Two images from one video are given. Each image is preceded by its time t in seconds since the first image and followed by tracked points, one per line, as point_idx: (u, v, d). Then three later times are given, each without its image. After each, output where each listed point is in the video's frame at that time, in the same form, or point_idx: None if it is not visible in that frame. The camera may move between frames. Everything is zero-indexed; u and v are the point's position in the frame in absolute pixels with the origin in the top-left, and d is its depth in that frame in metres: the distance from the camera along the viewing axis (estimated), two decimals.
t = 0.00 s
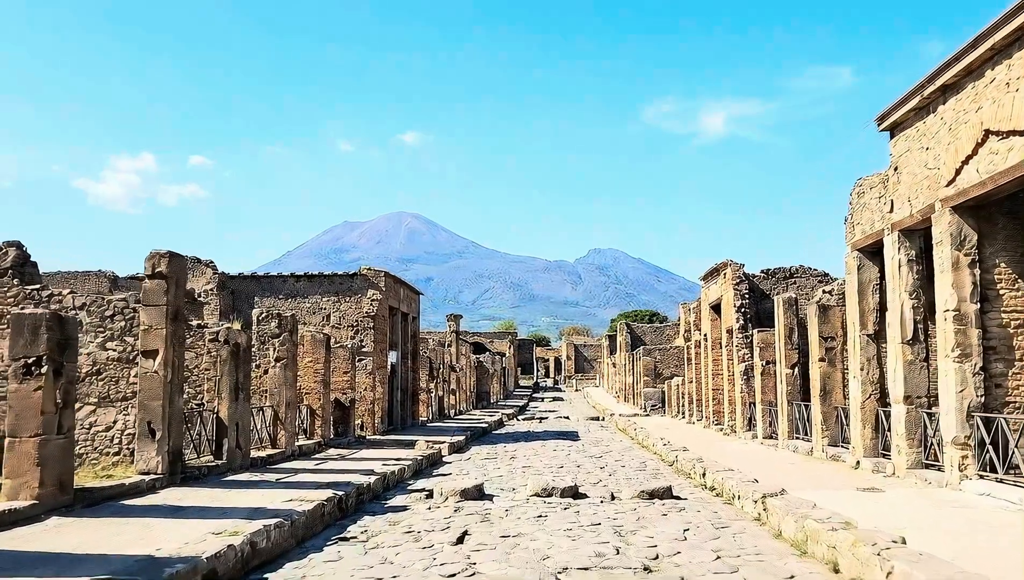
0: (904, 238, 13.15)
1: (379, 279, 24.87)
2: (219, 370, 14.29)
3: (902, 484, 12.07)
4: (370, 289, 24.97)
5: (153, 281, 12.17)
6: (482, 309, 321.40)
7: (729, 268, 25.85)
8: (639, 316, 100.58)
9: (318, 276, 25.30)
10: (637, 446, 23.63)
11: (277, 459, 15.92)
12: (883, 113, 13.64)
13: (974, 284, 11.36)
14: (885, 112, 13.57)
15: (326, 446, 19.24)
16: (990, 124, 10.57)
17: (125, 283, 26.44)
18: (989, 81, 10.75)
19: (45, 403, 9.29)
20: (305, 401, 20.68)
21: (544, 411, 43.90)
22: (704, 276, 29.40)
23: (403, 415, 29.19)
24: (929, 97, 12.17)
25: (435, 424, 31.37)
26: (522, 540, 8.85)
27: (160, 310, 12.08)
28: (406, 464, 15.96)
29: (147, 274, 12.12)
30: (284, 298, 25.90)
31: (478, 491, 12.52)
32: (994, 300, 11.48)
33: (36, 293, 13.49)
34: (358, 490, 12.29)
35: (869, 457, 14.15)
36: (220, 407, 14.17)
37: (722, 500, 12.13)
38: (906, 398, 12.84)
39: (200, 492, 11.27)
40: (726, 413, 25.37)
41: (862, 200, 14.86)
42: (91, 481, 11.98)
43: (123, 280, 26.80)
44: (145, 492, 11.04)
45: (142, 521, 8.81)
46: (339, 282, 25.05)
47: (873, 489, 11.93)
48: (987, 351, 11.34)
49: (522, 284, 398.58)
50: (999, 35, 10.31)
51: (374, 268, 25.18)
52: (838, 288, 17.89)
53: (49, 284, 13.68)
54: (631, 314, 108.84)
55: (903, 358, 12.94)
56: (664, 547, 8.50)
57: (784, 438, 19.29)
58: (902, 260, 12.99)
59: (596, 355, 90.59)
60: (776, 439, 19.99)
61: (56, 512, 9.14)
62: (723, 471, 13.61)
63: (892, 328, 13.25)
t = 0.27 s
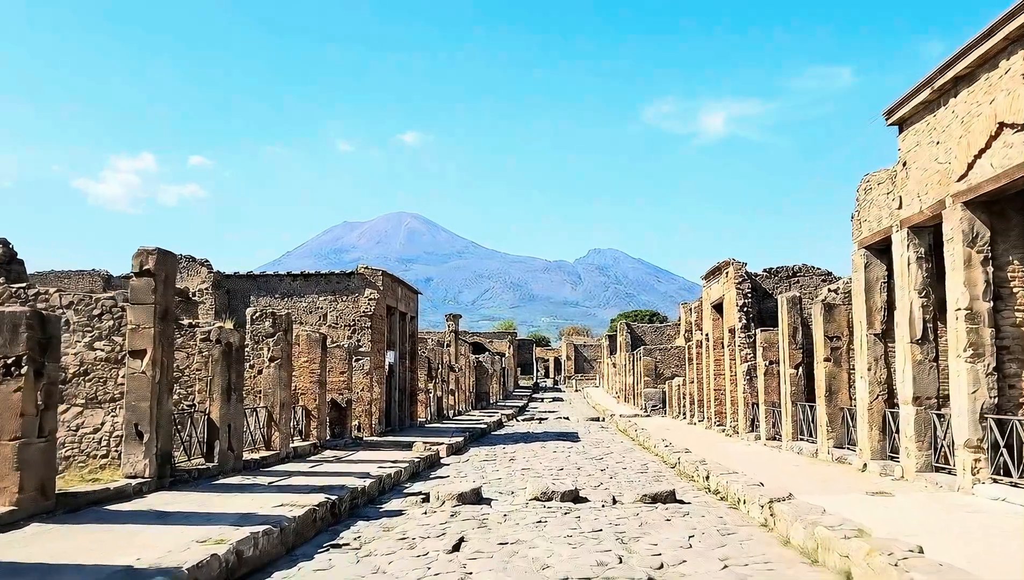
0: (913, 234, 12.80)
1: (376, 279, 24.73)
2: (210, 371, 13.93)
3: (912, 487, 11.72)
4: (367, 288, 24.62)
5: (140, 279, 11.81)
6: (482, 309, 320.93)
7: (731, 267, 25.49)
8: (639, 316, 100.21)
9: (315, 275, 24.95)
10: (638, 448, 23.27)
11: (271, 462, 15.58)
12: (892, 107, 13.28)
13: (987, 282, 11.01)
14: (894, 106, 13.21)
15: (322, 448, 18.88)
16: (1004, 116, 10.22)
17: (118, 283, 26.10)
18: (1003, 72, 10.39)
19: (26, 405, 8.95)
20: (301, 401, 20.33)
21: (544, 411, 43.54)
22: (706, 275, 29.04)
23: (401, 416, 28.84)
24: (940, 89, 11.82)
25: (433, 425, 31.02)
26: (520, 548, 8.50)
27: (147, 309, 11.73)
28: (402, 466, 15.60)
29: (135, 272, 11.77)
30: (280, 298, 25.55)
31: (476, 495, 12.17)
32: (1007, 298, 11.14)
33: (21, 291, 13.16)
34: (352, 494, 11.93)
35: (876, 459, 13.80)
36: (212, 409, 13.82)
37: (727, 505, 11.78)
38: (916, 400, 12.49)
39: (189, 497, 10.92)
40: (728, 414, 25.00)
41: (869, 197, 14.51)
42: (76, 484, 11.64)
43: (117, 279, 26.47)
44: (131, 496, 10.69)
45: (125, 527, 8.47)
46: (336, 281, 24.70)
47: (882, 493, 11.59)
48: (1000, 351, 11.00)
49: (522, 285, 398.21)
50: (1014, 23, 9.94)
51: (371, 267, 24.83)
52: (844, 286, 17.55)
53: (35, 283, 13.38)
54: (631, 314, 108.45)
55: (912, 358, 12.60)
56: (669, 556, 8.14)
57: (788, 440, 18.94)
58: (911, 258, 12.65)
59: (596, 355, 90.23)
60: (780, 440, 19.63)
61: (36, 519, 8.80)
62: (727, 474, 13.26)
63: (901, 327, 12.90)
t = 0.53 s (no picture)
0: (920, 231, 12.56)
1: (375, 278, 24.53)
2: (205, 370, 13.68)
3: (920, 489, 11.48)
4: (366, 287, 24.37)
5: (132, 276, 11.55)
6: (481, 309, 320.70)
7: (733, 265, 25.25)
8: (639, 316, 100.00)
9: (313, 274, 24.71)
10: (639, 448, 23.04)
11: (266, 462, 15.34)
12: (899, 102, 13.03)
13: (997, 279, 10.78)
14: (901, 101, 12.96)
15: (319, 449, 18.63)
16: (1015, 109, 9.98)
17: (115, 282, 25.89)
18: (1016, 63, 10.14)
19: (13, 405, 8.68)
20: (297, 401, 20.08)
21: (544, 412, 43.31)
22: (707, 274, 28.80)
23: (400, 416, 28.61)
24: (950, 82, 11.57)
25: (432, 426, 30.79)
26: (520, 552, 8.25)
27: (139, 307, 11.47)
28: (400, 467, 15.36)
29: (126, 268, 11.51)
30: (277, 297, 25.32)
31: (474, 497, 11.94)
32: (1017, 295, 10.90)
33: (12, 289, 12.95)
34: (348, 496, 11.69)
35: (882, 460, 13.57)
36: (206, 408, 13.58)
37: (730, 507, 11.54)
38: (923, 400, 12.25)
39: (182, 498, 10.69)
40: (729, 414, 24.76)
41: (874, 193, 14.27)
42: (66, 485, 11.39)
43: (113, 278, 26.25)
44: (121, 498, 10.45)
45: (114, 530, 8.24)
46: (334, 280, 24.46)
47: (889, 494, 11.35)
48: (1010, 349, 10.76)
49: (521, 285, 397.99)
50: None
51: (370, 265, 24.59)
52: (848, 285, 17.31)
53: (26, 280, 13.15)
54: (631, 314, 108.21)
55: (919, 357, 12.36)
56: (672, 560, 7.90)
57: (791, 440, 18.70)
58: (918, 255, 12.41)
59: (596, 355, 90.01)
60: (782, 440, 19.40)
61: (23, 522, 8.56)
62: (730, 475, 13.02)
63: (908, 325, 12.66)
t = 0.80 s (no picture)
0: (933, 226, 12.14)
1: (372, 276, 24.09)
2: (194, 370, 13.25)
3: (934, 493, 11.07)
4: (362, 285, 23.95)
5: (118, 272, 11.13)
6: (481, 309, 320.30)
7: (736, 264, 24.82)
8: (639, 316, 99.61)
9: (309, 272, 24.28)
10: (641, 450, 22.61)
11: (258, 464, 14.91)
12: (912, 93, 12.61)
13: (1015, 275, 10.36)
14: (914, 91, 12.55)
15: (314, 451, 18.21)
16: None
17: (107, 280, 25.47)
18: None
19: None
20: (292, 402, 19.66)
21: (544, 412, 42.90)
22: (709, 273, 28.38)
23: (397, 417, 28.19)
24: (966, 71, 11.16)
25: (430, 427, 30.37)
26: (518, 561, 7.83)
27: (124, 304, 11.05)
28: (396, 469, 14.93)
29: (112, 264, 11.09)
30: (272, 295, 24.89)
31: (472, 501, 11.51)
32: None
33: None
34: (340, 500, 11.26)
35: (892, 463, 13.14)
36: (195, 409, 13.15)
37: (737, 512, 11.12)
38: (936, 401, 11.83)
39: (167, 503, 10.26)
40: (733, 415, 24.34)
41: (884, 188, 13.85)
42: (48, 489, 10.96)
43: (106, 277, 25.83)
44: (104, 502, 10.03)
45: (92, 537, 7.82)
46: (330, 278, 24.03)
47: (902, 499, 10.93)
48: None
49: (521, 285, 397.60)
50: None
51: (366, 263, 24.16)
52: (856, 283, 16.88)
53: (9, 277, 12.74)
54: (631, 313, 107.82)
55: (932, 356, 11.94)
56: (680, 570, 7.48)
57: (796, 441, 18.28)
58: (931, 250, 11.99)
59: (596, 355, 89.62)
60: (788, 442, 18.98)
61: None
62: (737, 478, 12.59)
63: (920, 323, 12.24)
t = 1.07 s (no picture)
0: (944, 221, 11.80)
1: (369, 274, 23.73)
2: (184, 370, 12.90)
3: (946, 496, 10.73)
4: (359, 284, 23.60)
5: (105, 269, 10.77)
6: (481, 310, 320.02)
7: (738, 262, 24.49)
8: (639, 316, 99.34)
9: (305, 271, 23.94)
10: (641, 451, 22.28)
11: (251, 466, 14.58)
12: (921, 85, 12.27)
13: None
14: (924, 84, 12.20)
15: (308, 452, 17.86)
16: None
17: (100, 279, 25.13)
18: None
19: None
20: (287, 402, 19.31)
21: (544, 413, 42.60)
22: (711, 272, 28.05)
23: (395, 417, 27.86)
24: (978, 62, 10.82)
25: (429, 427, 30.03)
26: (516, 569, 7.49)
27: (110, 302, 10.71)
28: (392, 472, 14.58)
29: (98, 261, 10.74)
30: (268, 294, 24.56)
31: (469, 505, 11.17)
32: None
33: None
34: (333, 503, 10.91)
35: (901, 465, 12.80)
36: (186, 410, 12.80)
37: (742, 516, 10.78)
38: (947, 401, 11.49)
39: (154, 507, 9.92)
40: (735, 415, 24.01)
41: (892, 184, 13.52)
42: (31, 492, 10.62)
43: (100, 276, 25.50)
44: (87, 507, 9.68)
45: (72, 544, 7.48)
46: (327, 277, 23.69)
47: (913, 503, 10.59)
48: None
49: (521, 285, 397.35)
50: None
51: (363, 262, 23.81)
52: (861, 281, 16.54)
53: None
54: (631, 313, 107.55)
55: (942, 356, 11.60)
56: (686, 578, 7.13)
57: (800, 443, 17.94)
58: (942, 246, 11.64)
59: (596, 356, 89.34)
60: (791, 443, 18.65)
61: None
62: (741, 480, 12.26)
63: (930, 322, 11.89)
